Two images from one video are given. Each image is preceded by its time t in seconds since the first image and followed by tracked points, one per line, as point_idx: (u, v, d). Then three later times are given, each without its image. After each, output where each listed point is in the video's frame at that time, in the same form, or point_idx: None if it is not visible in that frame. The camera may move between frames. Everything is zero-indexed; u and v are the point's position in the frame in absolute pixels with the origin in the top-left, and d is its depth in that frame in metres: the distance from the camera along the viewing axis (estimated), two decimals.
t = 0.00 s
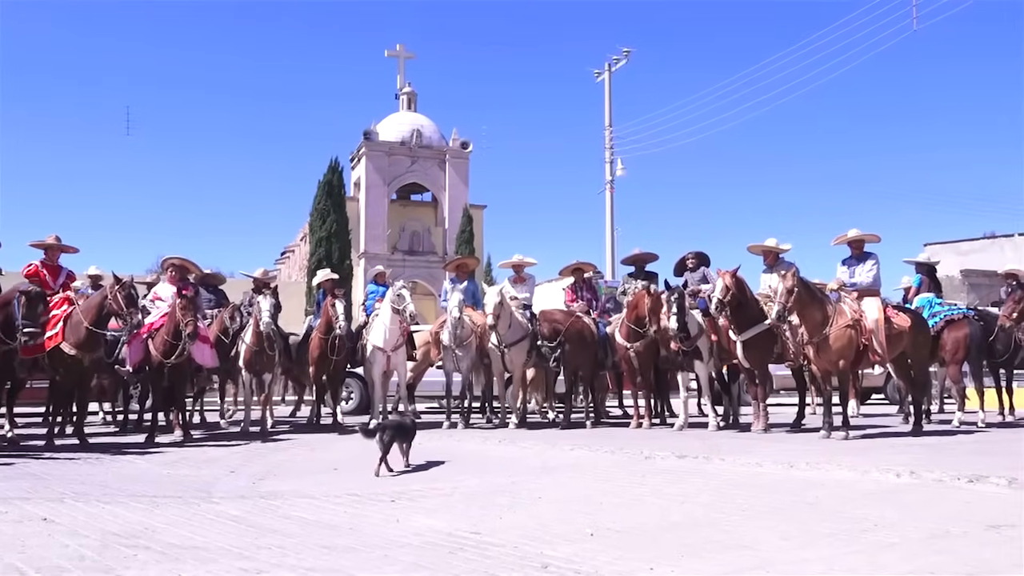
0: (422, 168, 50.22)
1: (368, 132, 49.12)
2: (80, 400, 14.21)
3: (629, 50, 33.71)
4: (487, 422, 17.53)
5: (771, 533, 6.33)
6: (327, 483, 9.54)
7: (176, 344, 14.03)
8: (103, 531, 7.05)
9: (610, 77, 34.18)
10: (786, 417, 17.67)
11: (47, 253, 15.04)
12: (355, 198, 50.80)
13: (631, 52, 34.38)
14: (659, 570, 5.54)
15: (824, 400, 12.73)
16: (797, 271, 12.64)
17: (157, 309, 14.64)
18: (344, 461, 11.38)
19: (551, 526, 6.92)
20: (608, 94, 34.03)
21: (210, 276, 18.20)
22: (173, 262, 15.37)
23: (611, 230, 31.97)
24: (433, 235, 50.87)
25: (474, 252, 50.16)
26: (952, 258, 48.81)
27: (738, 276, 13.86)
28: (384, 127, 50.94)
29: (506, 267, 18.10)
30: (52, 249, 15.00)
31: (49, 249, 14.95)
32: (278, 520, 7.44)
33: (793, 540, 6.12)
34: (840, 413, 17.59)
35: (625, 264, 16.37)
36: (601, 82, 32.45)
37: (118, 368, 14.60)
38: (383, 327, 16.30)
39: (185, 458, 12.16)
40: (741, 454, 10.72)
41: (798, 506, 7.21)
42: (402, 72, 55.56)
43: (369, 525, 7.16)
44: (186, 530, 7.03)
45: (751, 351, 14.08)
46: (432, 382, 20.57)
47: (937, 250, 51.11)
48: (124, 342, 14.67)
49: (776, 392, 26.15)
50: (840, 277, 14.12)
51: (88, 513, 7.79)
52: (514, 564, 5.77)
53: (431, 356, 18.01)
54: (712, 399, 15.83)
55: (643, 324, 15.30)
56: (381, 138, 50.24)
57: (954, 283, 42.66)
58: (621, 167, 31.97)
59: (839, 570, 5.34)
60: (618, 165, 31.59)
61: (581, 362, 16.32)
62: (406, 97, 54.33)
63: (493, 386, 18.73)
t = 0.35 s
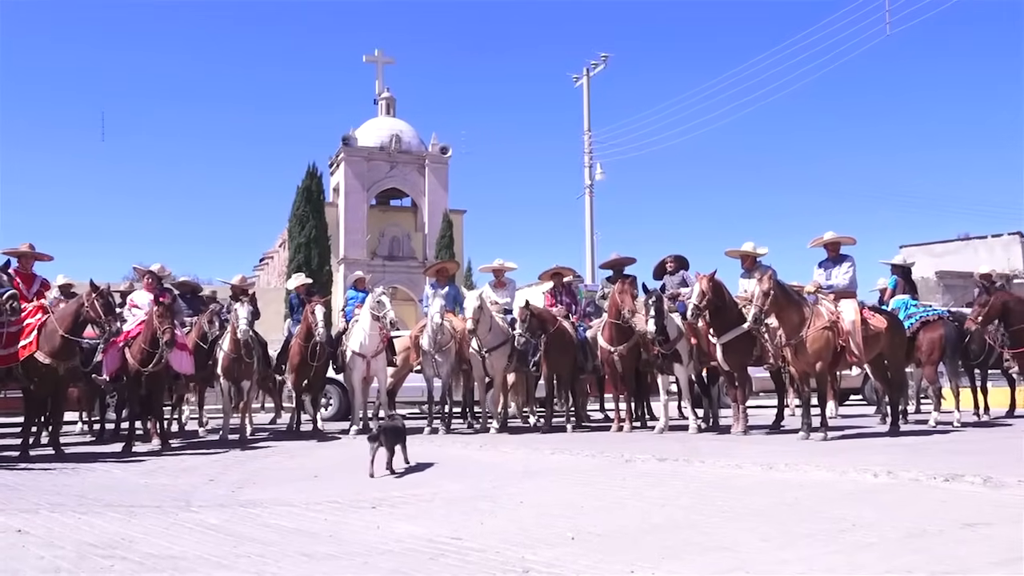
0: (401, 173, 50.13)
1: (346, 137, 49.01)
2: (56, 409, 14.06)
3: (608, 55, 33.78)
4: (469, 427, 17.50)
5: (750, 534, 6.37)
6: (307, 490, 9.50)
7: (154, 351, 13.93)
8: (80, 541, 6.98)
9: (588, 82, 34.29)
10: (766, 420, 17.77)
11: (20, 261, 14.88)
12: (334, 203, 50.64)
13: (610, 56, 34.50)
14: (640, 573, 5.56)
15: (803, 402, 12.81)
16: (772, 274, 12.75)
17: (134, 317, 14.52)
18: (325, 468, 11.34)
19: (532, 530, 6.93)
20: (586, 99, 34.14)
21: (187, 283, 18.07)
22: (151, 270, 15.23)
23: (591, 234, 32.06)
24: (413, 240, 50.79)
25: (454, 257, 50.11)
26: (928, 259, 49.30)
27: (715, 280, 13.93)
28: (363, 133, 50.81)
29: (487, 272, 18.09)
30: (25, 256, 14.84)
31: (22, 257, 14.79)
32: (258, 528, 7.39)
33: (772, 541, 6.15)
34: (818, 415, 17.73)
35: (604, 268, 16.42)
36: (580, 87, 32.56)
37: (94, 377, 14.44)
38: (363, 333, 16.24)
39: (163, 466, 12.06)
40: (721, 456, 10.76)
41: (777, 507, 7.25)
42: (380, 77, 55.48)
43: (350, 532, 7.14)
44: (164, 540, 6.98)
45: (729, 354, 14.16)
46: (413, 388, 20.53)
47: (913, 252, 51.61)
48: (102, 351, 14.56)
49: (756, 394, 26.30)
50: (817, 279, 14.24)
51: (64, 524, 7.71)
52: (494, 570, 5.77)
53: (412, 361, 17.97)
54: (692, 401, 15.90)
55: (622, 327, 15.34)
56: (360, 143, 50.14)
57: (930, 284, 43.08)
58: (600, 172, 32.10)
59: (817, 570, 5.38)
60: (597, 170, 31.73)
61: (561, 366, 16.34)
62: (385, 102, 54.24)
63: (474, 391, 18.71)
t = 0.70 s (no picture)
0: (382, 179, 50.03)
1: (327, 143, 48.88)
2: (32, 418, 13.90)
3: (588, 60, 33.72)
4: (451, 433, 17.46)
5: (731, 537, 6.39)
6: (288, 497, 9.44)
7: (132, 359, 13.81)
8: (56, 552, 6.90)
9: (569, 87, 34.39)
10: (747, 422, 17.85)
11: None
12: (314, 209, 50.46)
13: (589, 62, 34.64)
14: None
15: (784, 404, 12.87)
16: (748, 277, 12.90)
17: (112, 325, 14.39)
18: (306, 475, 11.27)
19: (514, 535, 6.92)
20: (567, 104, 34.23)
21: (166, 290, 17.92)
22: (129, 276, 15.10)
23: (572, 239, 32.12)
24: (394, 245, 50.69)
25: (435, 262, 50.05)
26: (905, 262, 49.77)
27: (693, 284, 14.00)
28: (343, 138, 50.68)
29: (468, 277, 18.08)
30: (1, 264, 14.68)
31: None
32: (238, 537, 7.33)
33: (753, 543, 6.18)
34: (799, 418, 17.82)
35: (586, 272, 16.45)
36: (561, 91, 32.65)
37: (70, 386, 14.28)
38: (344, 339, 16.17)
39: (142, 475, 11.94)
40: (702, 459, 10.80)
41: (758, 509, 7.29)
42: (361, 83, 55.38)
43: (331, 539, 7.10)
44: (143, 549, 6.91)
45: (710, 357, 14.21)
46: (395, 394, 20.47)
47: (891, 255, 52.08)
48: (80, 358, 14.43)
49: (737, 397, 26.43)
50: (796, 282, 14.34)
51: (40, 534, 7.61)
52: None
53: (394, 367, 17.92)
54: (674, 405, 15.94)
55: (603, 331, 15.37)
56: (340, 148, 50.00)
57: (907, 286, 43.51)
58: (581, 176, 32.19)
59: (798, 571, 5.41)
60: (579, 174, 31.84)
61: (543, 371, 16.34)
62: (365, 107, 54.13)
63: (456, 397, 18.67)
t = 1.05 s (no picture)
0: (367, 182, 49.94)
1: (311, 146, 48.75)
2: (12, 424, 13.76)
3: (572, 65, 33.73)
4: (436, 437, 17.42)
5: (715, 540, 6.42)
6: (272, 502, 9.41)
7: (114, 363, 13.74)
8: (37, 559, 6.84)
9: (554, 92, 34.46)
10: (730, 426, 17.93)
11: None
12: (299, 212, 50.31)
13: (574, 66, 34.72)
14: None
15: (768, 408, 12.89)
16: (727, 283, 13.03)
17: (93, 329, 14.29)
18: (289, 480, 11.23)
19: (499, 539, 6.92)
20: (552, 108, 34.29)
21: (148, 294, 17.78)
22: (110, 279, 15.00)
23: (558, 243, 32.16)
24: (379, 249, 50.59)
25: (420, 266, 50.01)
26: (886, 266, 50.18)
27: (674, 288, 14.06)
28: (328, 142, 50.54)
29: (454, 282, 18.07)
30: None
31: None
32: (221, 542, 7.29)
33: (738, 546, 6.21)
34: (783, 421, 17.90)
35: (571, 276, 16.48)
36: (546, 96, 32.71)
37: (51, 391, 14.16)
38: (328, 343, 16.13)
39: (124, 480, 11.86)
40: (687, 462, 10.84)
41: (743, 513, 7.32)
42: (346, 86, 55.28)
43: (315, 544, 7.08)
44: (125, 555, 6.87)
45: (693, 361, 14.25)
46: (379, 398, 20.44)
47: (872, 259, 52.49)
48: (60, 363, 14.31)
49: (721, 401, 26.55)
50: (779, 287, 14.42)
51: (21, 541, 7.55)
52: None
53: (378, 372, 17.89)
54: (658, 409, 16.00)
55: (588, 335, 15.41)
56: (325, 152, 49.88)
57: (890, 290, 43.86)
58: (566, 181, 32.25)
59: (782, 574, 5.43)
60: (564, 179, 31.90)
61: (528, 374, 16.35)
62: (350, 111, 54.02)
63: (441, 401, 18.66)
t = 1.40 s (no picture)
0: (353, 186, 49.84)
1: (297, 149, 48.62)
2: None
3: (558, 71, 33.58)
4: (422, 441, 17.37)
5: (701, 544, 6.44)
6: (257, 507, 9.36)
7: (97, 368, 13.65)
8: (18, 565, 6.78)
9: (541, 96, 34.50)
10: (716, 430, 17.98)
11: None
12: (284, 215, 50.15)
13: (561, 71, 34.78)
14: None
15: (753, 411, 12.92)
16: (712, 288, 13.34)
17: (77, 333, 14.18)
18: (274, 484, 11.18)
19: (485, 543, 6.92)
20: (539, 112, 34.33)
21: (131, 296, 17.64)
22: (94, 282, 14.86)
23: (544, 247, 32.18)
24: (365, 253, 50.47)
25: (407, 270, 49.94)
26: (870, 271, 50.55)
27: (658, 293, 14.10)
28: (314, 145, 50.40)
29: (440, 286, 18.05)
30: None
31: None
32: (206, 547, 7.26)
33: (723, 549, 6.23)
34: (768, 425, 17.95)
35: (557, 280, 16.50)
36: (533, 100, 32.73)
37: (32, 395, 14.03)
38: (313, 347, 16.06)
39: (107, 485, 11.77)
40: (673, 466, 10.86)
41: (728, 516, 7.34)
42: (332, 89, 55.15)
43: (300, 549, 7.05)
44: (108, 561, 6.82)
45: (677, 364, 14.29)
46: (365, 402, 20.39)
47: (856, 264, 52.85)
48: (42, 367, 14.19)
49: (707, 405, 26.62)
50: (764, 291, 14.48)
51: (2, 547, 7.48)
52: None
53: (363, 376, 17.85)
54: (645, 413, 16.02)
55: (574, 338, 15.42)
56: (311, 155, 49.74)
57: (873, 295, 44.15)
58: (553, 185, 32.28)
59: None
60: (551, 183, 31.94)
61: (515, 378, 16.34)
62: (336, 114, 53.90)
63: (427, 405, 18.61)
